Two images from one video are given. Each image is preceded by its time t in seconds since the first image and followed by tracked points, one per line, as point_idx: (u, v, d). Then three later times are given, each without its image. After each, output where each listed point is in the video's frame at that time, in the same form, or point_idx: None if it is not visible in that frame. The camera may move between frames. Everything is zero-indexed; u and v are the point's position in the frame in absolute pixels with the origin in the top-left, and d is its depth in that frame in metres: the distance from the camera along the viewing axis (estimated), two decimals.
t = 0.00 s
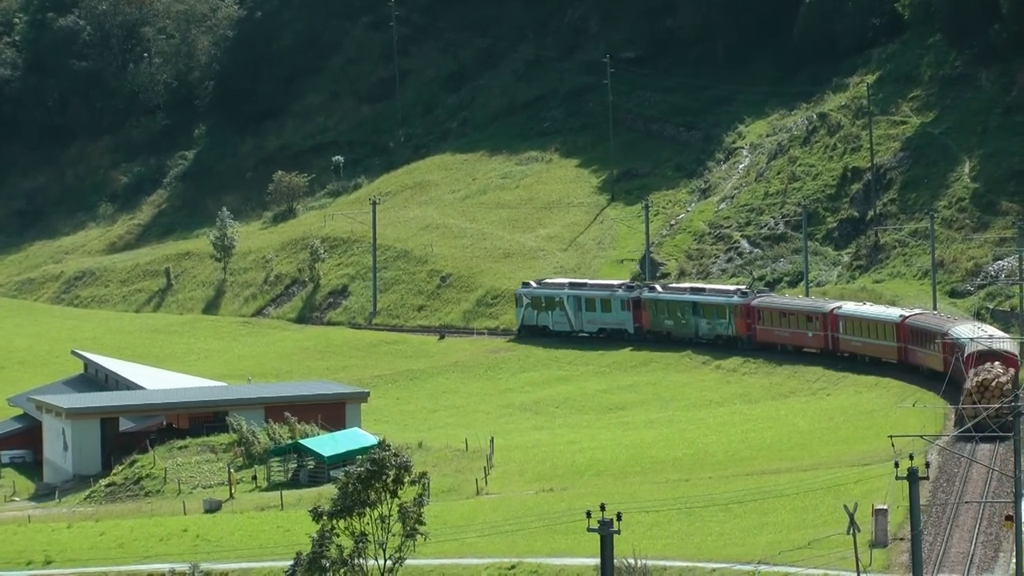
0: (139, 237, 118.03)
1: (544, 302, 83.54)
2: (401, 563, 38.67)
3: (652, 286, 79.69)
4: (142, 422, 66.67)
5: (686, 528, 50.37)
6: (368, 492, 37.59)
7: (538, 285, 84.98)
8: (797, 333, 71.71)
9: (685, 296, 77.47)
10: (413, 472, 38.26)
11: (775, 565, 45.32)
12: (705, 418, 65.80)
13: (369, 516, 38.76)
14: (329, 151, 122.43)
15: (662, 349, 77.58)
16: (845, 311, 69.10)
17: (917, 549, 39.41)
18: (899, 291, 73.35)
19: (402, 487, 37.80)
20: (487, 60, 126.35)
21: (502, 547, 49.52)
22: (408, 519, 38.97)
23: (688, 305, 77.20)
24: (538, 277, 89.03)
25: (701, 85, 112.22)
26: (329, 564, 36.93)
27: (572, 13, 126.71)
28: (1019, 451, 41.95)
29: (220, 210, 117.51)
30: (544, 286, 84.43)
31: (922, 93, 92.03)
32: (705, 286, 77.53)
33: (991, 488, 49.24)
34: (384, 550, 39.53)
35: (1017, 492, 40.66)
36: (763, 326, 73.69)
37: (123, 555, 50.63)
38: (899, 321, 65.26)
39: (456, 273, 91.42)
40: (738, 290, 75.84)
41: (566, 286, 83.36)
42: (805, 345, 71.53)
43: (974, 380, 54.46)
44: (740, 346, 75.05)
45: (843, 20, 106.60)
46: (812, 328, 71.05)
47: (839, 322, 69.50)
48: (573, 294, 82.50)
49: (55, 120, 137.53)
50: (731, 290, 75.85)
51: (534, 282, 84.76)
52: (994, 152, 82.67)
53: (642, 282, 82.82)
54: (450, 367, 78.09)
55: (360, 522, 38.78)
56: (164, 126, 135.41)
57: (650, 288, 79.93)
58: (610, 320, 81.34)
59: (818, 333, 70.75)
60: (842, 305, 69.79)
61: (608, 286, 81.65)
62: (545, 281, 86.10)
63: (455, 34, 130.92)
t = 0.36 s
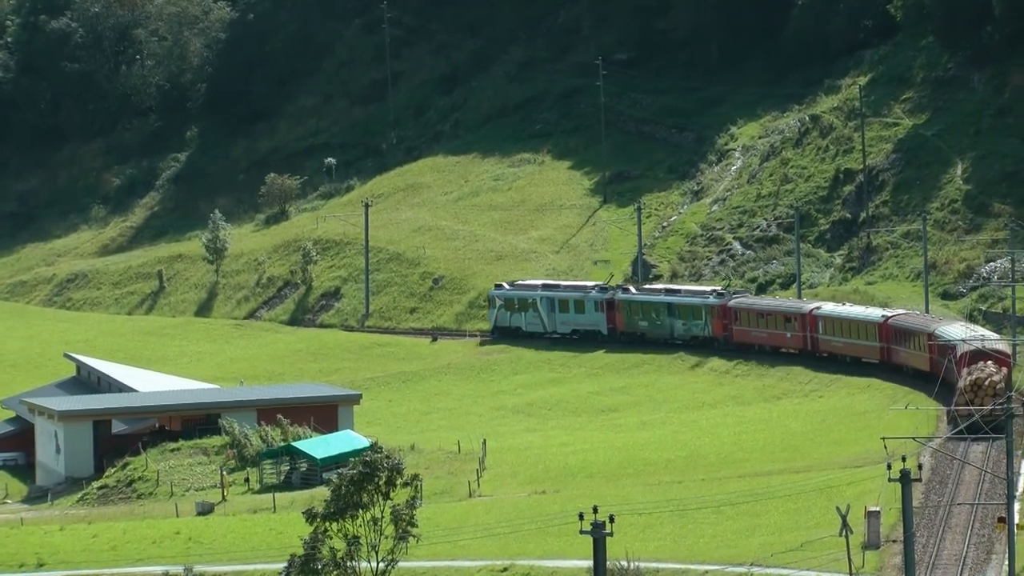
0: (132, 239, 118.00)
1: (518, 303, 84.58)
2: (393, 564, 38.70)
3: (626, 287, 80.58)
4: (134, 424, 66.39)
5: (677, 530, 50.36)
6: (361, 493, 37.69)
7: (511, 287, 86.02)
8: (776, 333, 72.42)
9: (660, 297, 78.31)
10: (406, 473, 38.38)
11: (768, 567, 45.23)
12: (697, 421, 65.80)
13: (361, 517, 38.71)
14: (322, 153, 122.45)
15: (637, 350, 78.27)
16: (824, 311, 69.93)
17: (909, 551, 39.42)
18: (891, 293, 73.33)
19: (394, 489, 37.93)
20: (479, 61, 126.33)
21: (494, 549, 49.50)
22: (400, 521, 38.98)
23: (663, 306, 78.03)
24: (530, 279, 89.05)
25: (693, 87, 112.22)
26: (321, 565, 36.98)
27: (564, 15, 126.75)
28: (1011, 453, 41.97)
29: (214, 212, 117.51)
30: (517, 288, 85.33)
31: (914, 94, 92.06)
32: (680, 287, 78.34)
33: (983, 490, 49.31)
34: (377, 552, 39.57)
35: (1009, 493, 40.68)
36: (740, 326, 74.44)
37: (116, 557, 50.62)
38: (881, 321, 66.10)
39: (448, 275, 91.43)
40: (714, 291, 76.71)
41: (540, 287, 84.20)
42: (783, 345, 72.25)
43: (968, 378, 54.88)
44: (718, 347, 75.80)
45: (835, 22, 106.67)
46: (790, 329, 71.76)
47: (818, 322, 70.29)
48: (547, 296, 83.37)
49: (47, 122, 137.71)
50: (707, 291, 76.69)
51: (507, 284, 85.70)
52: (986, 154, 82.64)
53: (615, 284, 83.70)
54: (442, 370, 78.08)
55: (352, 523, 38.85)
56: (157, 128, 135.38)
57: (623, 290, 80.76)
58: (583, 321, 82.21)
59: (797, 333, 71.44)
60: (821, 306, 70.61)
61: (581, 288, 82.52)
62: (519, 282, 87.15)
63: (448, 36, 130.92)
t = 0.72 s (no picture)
0: (125, 241, 117.99)
1: (491, 305, 85.18)
2: (386, 567, 38.68)
3: (600, 289, 81.17)
4: (127, 427, 65.72)
5: (670, 533, 50.39)
6: (355, 495, 37.78)
7: (485, 289, 86.57)
8: (755, 334, 73.13)
9: (636, 298, 78.98)
10: (400, 475, 38.44)
11: (762, 569, 45.22)
12: (690, 423, 65.83)
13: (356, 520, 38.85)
14: (315, 155, 122.44)
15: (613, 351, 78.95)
16: (804, 313, 70.72)
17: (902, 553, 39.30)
18: (884, 296, 73.33)
19: (388, 491, 38.02)
20: (473, 64, 126.40)
21: (487, 552, 49.49)
22: (394, 524, 38.94)
23: (638, 307, 78.70)
24: (524, 281, 89.07)
25: (686, 90, 112.23)
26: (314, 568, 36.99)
27: (558, 17, 126.84)
28: (1004, 456, 41.95)
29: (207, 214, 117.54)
30: (491, 290, 85.94)
31: (908, 97, 92.15)
32: (655, 289, 78.96)
33: (976, 493, 49.34)
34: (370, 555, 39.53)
35: (1002, 496, 40.62)
36: (717, 328, 75.11)
37: (109, 559, 50.65)
38: (864, 322, 66.93)
39: (442, 277, 91.46)
40: (690, 292, 77.32)
41: (514, 289, 84.84)
42: (762, 347, 72.96)
43: (962, 379, 55.33)
44: (693, 348, 76.49)
45: (828, 25, 106.72)
46: (769, 330, 72.47)
47: (798, 323, 71.05)
48: (522, 297, 84.03)
49: (41, 124, 137.60)
50: (684, 292, 77.29)
51: (481, 285, 86.32)
52: (980, 157, 82.50)
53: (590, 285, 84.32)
54: (435, 372, 78.10)
55: (345, 526, 38.91)
56: (150, 130, 135.24)
57: (598, 291, 81.40)
58: (557, 322, 82.84)
59: (777, 335, 72.15)
60: (801, 307, 71.39)
61: (555, 289, 83.13)
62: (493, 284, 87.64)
63: (441, 39, 131.00)
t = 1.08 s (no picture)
0: (117, 237, 117.95)
1: (463, 302, 85.40)
2: (378, 564, 38.70)
3: (572, 285, 81.89)
4: (120, 423, 66.11)
5: (662, 530, 50.40)
6: (346, 493, 37.87)
7: (456, 285, 86.85)
8: (731, 331, 73.82)
9: (609, 295, 79.69)
10: (391, 473, 38.53)
11: (752, 567, 45.16)
12: (682, 421, 65.82)
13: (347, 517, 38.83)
14: (307, 152, 122.42)
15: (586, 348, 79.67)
16: (782, 310, 71.54)
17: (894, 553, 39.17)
18: (876, 295, 73.37)
19: (380, 488, 38.12)
20: (465, 61, 126.44)
21: (477, 549, 49.48)
22: (386, 521, 38.91)
23: (612, 304, 79.44)
24: (517, 278, 89.11)
25: (677, 87, 112.23)
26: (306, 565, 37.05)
27: (550, 15, 126.84)
28: (995, 454, 41.93)
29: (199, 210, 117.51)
30: (462, 286, 86.30)
31: (900, 95, 92.27)
32: (628, 285, 79.69)
33: (968, 491, 49.36)
34: (362, 553, 39.49)
35: (993, 493, 40.59)
36: (692, 324, 75.94)
37: (99, 556, 50.60)
38: (845, 318, 67.92)
39: (434, 274, 91.48)
40: (663, 288, 77.97)
41: (486, 285, 85.26)
42: (738, 343, 73.69)
43: (954, 374, 55.78)
44: (668, 344, 77.37)
45: (820, 23, 106.72)
46: (745, 327, 73.19)
47: (776, 320, 71.84)
48: (494, 294, 84.43)
49: (32, 120, 137.89)
50: (657, 289, 77.95)
51: (452, 282, 86.65)
52: (971, 155, 82.44)
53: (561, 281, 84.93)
54: (427, 369, 78.16)
55: (338, 523, 39.00)
56: (142, 127, 135.00)
57: (570, 288, 82.07)
58: (530, 318, 83.45)
59: (753, 331, 72.87)
60: (778, 304, 72.16)
61: (527, 286, 83.68)
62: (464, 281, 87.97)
63: (433, 35, 131.03)
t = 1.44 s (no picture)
0: (109, 236, 117.94)
1: (436, 299, 86.25)
2: (370, 562, 38.66)
3: (545, 283, 82.68)
4: (111, 423, 66.06)
5: (654, 528, 50.39)
6: (337, 491, 37.95)
7: (429, 283, 87.75)
8: (707, 327, 74.42)
9: (582, 292, 80.44)
10: (382, 471, 38.57)
11: (744, 566, 45.15)
12: (673, 419, 65.78)
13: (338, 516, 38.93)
14: (299, 151, 122.44)
15: (559, 344, 80.35)
16: (759, 306, 71.98)
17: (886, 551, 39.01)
18: (867, 292, 73.39)
19: (371, 486, 38.19)
20: (457, 60, 126.54)
21: (469, 547, 49.42)
22: (377, 519, 38.80)
23: (584, 301, 80.21)
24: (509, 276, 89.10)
25: (668, 85, 112.25)
26: (297, 564, 37.03)
27: (541, 13, 126.82)
28: (987, 453, 41.90)
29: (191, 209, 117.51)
30: (434, 284, 87.22)
31: (891, 93, 92.33)
32: (602, 283, 80.48)
33: (960, 488, 49.34)
34: (354, 551, 39.42)
35: (985, 491, 40.57)
36: (666, 321, 76.65)
37: (91, 555, 50.59)
38: (825, 314, 68.23)
39: (425, 272, 91.47)
40: (637, 286, 78.93)
41: (458, 283, 86.18)
42: (715, 339, 74.24)
43: (946, 368, 55.89)
44: (642, 341, 78.10)
45: (811, 21, 106.69)
46: (722, 323, 73.80)
47: (753, 316, 72.28)
48: (466, 292, 85.22)
49: (24, 118, 137.23)
50: (631, 286, 78.83)
51: (425, 279, 87.54)
52: (963, 153, 82.42)
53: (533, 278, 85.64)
54: (419, 368, 78.17)
55: (329, 522, 39.04)
56: (133, 125, 134.54)
57: (542, 285, 82.92)
58: (502, 316, 84.16)
59: (729, 327, 73.43)
60: (755, 301, 72.64)
61: (499, 283, 84.47)
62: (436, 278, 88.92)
63: (424, 34, 131.12)
